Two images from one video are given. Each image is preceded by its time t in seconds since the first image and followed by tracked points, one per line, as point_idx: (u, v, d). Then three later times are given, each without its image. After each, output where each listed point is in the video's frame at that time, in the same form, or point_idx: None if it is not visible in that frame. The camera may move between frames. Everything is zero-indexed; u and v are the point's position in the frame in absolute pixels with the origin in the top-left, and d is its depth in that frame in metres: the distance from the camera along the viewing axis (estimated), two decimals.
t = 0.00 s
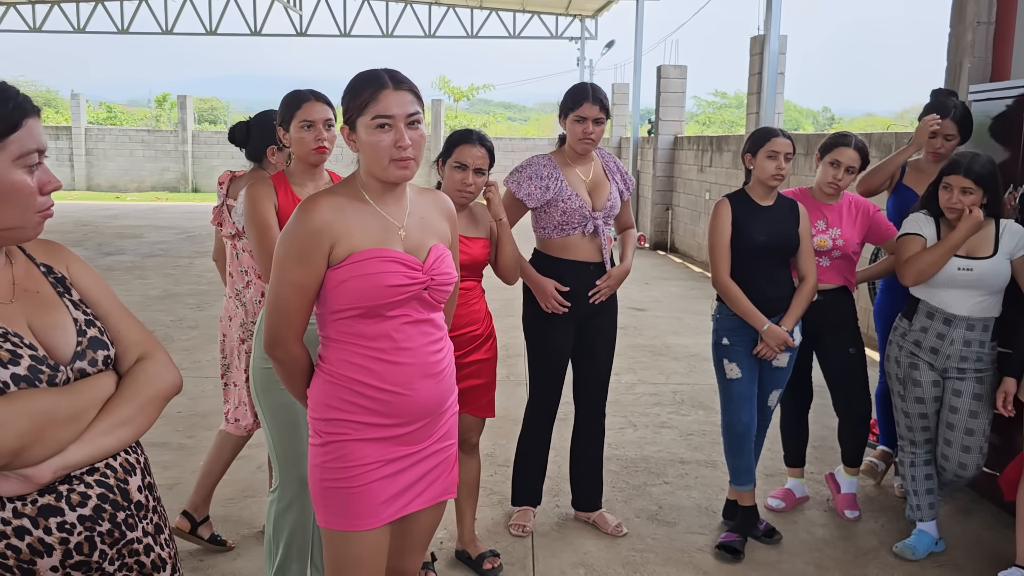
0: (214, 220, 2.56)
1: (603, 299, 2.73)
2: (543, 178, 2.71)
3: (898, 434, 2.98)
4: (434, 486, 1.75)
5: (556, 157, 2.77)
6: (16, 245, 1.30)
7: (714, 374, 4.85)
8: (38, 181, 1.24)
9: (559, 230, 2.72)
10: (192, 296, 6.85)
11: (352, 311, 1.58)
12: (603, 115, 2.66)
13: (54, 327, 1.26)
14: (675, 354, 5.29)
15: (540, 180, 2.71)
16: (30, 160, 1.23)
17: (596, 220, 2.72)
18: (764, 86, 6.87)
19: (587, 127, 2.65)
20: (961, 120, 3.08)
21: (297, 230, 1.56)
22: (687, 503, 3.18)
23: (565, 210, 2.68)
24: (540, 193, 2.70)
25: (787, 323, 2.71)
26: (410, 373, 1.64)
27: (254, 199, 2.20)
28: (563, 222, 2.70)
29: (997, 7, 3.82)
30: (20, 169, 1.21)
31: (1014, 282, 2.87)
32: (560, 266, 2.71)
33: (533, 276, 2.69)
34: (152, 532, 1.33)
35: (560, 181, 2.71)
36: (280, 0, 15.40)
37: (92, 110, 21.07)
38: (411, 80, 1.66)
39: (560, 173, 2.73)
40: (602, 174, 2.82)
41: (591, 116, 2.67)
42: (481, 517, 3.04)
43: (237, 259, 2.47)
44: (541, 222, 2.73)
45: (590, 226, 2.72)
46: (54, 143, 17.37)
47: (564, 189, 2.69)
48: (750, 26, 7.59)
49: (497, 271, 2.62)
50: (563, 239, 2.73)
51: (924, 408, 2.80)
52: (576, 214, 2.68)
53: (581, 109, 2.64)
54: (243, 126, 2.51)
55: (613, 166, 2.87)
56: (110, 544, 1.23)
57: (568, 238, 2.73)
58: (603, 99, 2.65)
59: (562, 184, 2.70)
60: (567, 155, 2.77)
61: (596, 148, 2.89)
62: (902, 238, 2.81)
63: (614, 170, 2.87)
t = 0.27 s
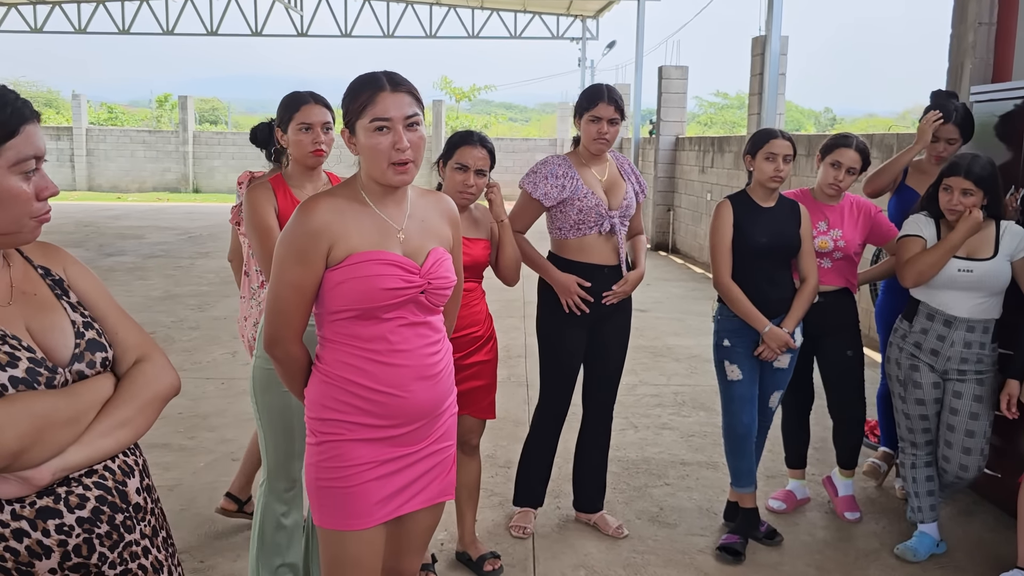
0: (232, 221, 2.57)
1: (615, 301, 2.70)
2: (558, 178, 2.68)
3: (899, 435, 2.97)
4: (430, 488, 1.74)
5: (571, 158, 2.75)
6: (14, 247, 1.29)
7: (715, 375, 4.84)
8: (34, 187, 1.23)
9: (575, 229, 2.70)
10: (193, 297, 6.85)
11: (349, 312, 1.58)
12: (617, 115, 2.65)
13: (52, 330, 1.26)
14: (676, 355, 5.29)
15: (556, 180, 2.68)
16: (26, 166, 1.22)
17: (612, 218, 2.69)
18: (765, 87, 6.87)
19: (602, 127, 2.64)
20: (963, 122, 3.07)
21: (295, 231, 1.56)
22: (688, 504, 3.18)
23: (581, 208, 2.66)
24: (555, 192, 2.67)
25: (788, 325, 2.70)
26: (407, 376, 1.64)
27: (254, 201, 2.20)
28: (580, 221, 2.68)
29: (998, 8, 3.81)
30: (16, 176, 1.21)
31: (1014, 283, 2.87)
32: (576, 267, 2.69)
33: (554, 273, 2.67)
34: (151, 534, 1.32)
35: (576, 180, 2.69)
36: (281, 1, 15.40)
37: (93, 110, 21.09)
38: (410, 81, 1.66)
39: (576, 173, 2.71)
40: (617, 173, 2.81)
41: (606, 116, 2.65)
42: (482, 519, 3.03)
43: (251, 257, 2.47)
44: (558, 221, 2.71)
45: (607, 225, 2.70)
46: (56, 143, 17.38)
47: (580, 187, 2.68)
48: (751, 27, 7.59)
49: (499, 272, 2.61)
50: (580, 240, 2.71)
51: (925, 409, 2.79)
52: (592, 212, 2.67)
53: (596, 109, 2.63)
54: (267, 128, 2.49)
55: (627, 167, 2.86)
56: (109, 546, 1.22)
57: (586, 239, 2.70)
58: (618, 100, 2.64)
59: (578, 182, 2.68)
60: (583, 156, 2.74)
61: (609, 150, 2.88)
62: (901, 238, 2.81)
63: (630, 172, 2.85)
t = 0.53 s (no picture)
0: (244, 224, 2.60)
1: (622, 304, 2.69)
2: (565, 180, 2.68)
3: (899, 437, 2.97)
4: (429, 489, 1.74)
5: (578, 161, 2.75)
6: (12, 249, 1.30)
7: (716, 377, 4.84)
8: (29, 191, 1.23)
9: (583, 231, 2.70)
10: (193, 299, 6.86)
11: (346, 314, 1.58)
12: (625, 117, 2.64)
13: (49, 332, 1.25)
14: (677, 356, 5.29)
15: (562, 182, 2.68)
16: (20, 170, 1.22)
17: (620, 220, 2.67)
18: (766, 88, 6.87)
19: (609, 129, 2.64)
20: (964, 126, 3.07)
21: (293, 233, 1.57)
22: (689, 507, 3.17)
23: (588, 210, 2.66)
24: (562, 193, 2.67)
25: (789, 327, 2.70)
26: (404, 377, 1.63)
27: (253, 203, 2.20)
28: (586, 223, 2.68)
29: (998, 10, 3.81)
30: (10, 179, 1.21)
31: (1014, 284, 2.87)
32: (584, 269, 2.69)
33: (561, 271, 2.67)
34: (147, 538, 1.32)
35: (583, 182, 2.68)
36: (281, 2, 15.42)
37: (94, 112, 21.10)
38: (413, 88, 1.65)
39: (583, 176, 2.70)
40: (625, 176, 2.80)
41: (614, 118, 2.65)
42: (482, 521, 3.03)
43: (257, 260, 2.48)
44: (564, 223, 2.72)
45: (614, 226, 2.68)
46: (57, 145, 17.39)
47: (587, 189, 2.67)
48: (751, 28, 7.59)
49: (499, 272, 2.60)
50: (587, 243, 2.71)
51: (924, 411, 2.79)
52: (599, 214, 2.66)
53: (603, 110, 2.62)
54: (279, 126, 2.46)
55: (637, 169, 2.85)
56: (104, 550, 1.22)
57: (593, 242, 2.70)
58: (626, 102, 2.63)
59: (585, 185, 2.68)
60: (591, 158, 2.73)
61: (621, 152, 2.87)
62: (901, 239, 2.81)
63: (638, 174, 2.85)
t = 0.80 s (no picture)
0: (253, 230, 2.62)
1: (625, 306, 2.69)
2: (565, 182, 2.68)
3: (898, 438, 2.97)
4: (431, 488, 1.74)
5: (578, 162, 2.75)
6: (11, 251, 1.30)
7: (715, 379, 4.84)
8: (22, 193, 1.24)
9: (583, 233, 2.70)
10: (193, 301, 6.86)
11: (347, 315, 1.58)
12: (626, 119, 2.65)
13: (46, 333, 1.26)
14: (676, 358, 5.29)
15: (562, 183, 2.68)
16: (13, 171, 1.22)
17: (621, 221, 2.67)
18: (765, 90, 6.87)
19: (610, 131, 2.64)
20: (961, 128, 3.08)
21: (294, 236, 1.57)
22: (688, 508, 3.18)
23: (589, 211, 2.66)
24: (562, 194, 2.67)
25: (787, 329, 2.70)
26: (405, 377, 1.64)
27: (251, 206, 2.20)
28: (586, 225, 2.68)
29: (997, 12, 3.82)
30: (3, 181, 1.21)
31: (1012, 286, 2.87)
32: (584, 270, 2.68)
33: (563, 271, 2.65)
34: (145, 540, 1.32)
35: (583, 184, 2.68)
36: (281, 4, 15.42)
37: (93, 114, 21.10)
38: (413, 93, 1.66)
39: (583, 177, 2.71)
40: (626, 178, 2.80)
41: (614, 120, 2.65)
42: (481, 522, 3.04)
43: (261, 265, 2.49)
44: (565, 223, 2.71)
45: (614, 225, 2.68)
46: (56, 147, 17.39)
47: (588, 191, 2.67)
48: (750, 30, 7.59)
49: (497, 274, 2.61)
50: (587, 244, 2.70)
51: (923, 413, 2.79)
52: (600, 215, 2.66)
53: (604, 112, 2.63)
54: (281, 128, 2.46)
55: (637, 171, 2.85)
56: (101, 552, 1.22)
57: (593, 243, 2.70)
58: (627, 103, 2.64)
59: (585, 186, 2.68)
60: (592, 160, 2.74)
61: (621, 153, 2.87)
62: (899, 241, 2.82)
63: (638, 175, 2.85)
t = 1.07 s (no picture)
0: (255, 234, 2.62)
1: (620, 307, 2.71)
2: (561, 183, 2.66)
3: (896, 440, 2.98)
4: (432, 490, 1.74)
5: (572, 163, 2.74)
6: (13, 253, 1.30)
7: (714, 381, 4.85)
8: (20, 193, 1.24)
9: (579, 233, 2.69)
10: (192, 303, 6.86)
11: (348, 318, 1.58)
12: (619, 119, 2.65)
13: (47, 334, 1.26)
14: (675, 360, 5.30)
15: (558, 184, 2.66)
16: (10, 171, 1.22)
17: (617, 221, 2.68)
18: (763, 92, 6.89)
19: (604, 131, 2.64)
20: (960, 129, 3.09)
21: (295, 239, 1.57)
22: (687, 510, 3.18)
23: (585, 211, 2.66)
24: (558, 196, 2.66)
25: (787, 330, 2.71)
26: (405, 379, 1.64)
27: (250, 208, 2.20)
28: (584, 225, 2.68)
29: (995, 14, 3.83)
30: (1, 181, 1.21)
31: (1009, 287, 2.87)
32: (581, 273, 2.68)
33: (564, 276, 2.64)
34: (145, 541, 1.32)
35: (579, 184, 2.68)
36: (279, 6, 15.43)
37: (91, 116, 21.10)
38: (413, 95, 1.66)
39: (578, 177, 2.70)
40: (619, 179, 2.81)
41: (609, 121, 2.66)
42: (480, 524, 3.04)
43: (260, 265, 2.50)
44: (561, 224, 2.69)
45: (610, 226, 2.69)
46: (54, 149, 17.38)
47: (583, 191, 2.67)
48: (748, 32, 7.60)
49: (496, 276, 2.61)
50: (584, 245, 2.70)
51: (921, 414, 2.80)
52: (597, 215, 2.66)
53: (599, 112, 2.63)
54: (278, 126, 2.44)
55: (628, 172, 2.87)
56: (101, 553, 1.22)
57: (591, 244, 2.69)
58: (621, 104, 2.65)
59: (581, 187, 2.67)
60: (585, 160, 2.74)
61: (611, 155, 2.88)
62: (896, 243, 2.83)
63: (630, 177, 2.87)
